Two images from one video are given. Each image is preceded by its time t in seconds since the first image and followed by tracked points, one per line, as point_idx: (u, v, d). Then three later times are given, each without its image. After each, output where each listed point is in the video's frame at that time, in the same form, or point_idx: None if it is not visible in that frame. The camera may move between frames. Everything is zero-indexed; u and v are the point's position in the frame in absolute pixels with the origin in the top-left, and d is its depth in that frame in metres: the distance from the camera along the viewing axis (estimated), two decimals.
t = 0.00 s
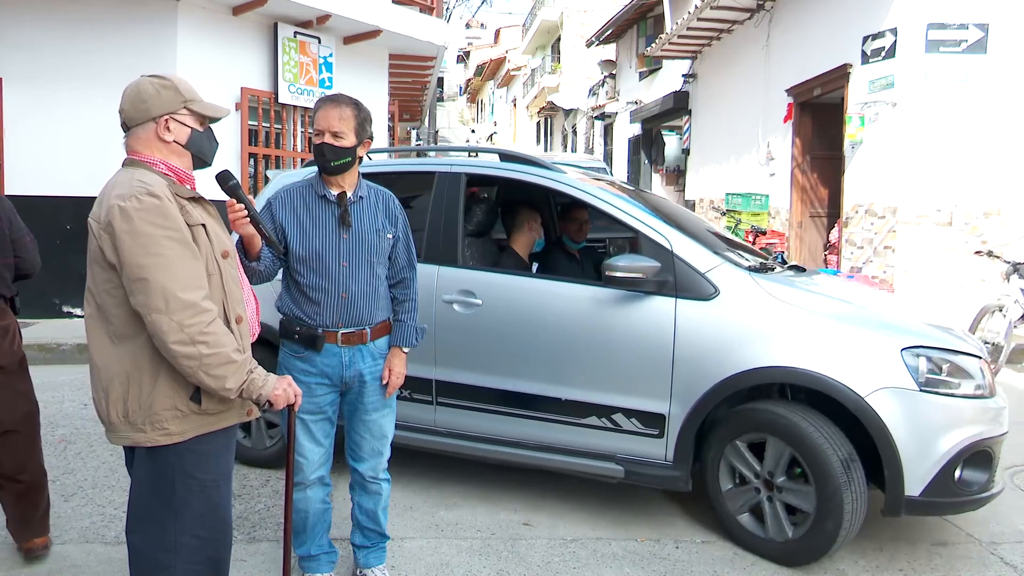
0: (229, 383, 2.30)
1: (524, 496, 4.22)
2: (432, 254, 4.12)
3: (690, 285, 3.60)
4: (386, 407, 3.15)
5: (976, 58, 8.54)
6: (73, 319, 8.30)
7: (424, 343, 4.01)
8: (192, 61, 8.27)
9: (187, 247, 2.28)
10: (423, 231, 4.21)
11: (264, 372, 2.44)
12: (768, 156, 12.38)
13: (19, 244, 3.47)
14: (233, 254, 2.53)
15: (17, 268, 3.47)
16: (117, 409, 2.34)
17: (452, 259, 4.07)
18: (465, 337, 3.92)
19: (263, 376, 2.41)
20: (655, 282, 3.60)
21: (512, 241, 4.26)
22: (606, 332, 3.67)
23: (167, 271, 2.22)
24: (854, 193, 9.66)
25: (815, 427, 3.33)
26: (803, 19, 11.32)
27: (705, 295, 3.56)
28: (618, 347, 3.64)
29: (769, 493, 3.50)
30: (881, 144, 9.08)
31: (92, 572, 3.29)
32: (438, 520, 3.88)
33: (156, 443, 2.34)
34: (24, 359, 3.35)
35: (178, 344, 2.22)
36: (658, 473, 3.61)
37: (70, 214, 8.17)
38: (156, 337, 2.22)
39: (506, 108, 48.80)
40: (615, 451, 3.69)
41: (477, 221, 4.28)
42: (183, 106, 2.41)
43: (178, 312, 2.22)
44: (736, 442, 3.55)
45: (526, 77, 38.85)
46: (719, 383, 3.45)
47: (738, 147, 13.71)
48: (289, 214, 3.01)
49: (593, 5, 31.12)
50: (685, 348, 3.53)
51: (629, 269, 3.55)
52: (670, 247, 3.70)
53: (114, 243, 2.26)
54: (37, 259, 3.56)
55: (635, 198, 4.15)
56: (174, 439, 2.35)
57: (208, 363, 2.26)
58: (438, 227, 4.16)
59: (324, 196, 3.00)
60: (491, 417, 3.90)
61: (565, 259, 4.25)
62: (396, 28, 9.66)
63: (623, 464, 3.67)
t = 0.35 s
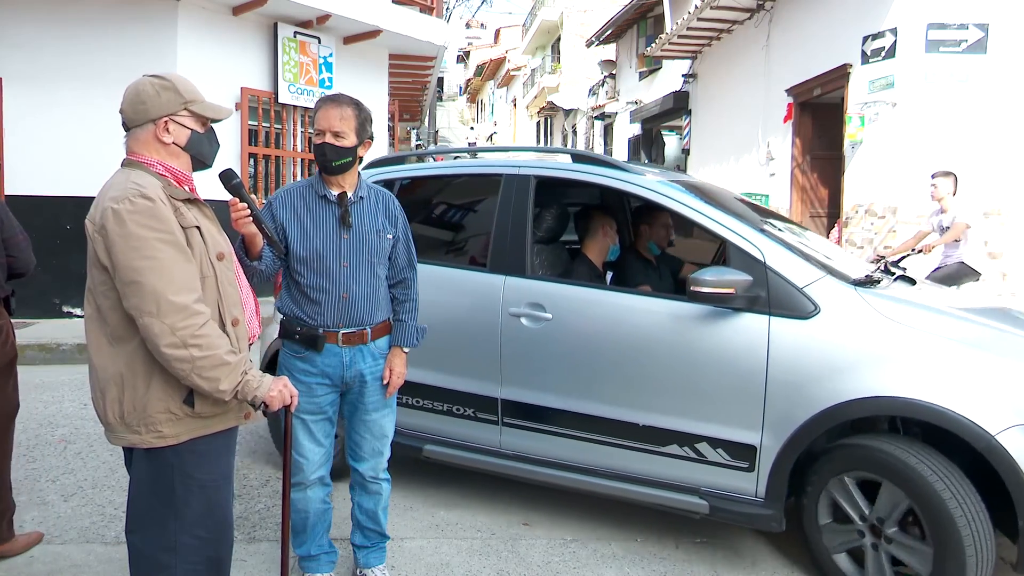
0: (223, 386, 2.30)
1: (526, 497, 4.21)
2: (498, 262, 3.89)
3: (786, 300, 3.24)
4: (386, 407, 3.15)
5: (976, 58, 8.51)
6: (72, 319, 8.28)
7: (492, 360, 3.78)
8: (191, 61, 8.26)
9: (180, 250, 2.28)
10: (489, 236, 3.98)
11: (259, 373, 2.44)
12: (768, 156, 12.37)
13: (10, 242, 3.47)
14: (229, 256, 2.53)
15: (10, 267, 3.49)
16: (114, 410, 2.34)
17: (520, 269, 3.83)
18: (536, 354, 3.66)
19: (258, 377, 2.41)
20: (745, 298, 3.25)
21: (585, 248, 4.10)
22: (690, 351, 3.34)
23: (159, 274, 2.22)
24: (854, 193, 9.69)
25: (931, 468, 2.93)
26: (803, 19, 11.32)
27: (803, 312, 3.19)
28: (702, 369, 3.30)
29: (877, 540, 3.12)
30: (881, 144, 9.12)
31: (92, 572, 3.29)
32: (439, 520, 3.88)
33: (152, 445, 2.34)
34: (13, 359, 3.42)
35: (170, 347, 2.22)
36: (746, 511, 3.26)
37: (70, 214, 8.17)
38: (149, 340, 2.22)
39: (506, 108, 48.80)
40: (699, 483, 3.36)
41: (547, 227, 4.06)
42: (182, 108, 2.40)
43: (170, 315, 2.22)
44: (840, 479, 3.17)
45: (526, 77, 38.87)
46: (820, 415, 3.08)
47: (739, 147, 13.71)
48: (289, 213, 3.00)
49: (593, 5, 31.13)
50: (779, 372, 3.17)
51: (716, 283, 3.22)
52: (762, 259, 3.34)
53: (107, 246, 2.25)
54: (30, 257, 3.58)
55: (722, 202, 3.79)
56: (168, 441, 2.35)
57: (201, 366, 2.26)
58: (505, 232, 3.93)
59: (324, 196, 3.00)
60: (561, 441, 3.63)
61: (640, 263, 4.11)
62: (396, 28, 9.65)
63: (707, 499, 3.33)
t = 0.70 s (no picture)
0: (227, 382, 2.31)
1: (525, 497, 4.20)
2: (574, 271, 3.52)
3: (910, 323, 2.74)
4: (386, 407, 3.15)
5: (976, 58, 8.49)
6: (72, 319, 8.27)
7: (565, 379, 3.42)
8: (191, 61, 8.26)
9: (180, 250, 2.28)
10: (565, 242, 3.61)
11: (263, 373, 2.47)
12: (768, 156, 12.37)
13: (9, 241, 3.47)
14: (229, 256, 2.53)
15: (10, 267, 3.48)
16: (112, 408, 2.34)
17: (600, 279, 3.44)
18: (615, 374, 3.28)
19: (262, 376, 2.44)
20: (861, 319, 2.77)
21: (669, 256, 3.68)
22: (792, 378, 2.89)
23: (160, 274, 2.22)
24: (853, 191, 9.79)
25: None
26: (803, 19, 11.32)
27: (933, 337, 2.69)
28: (807, 398, 2.86)
29: None
30: (881, 144, 9.18)
31: (92, 572, 3.29)
32: (438, 520, 3.88)
33: (149, 444, 2.33)
34: (12, 360, 3.44)
35: (174, 347, 2.22)
36: (858, 562, 2.79)
37: (69, 214, 8.17)
38: (152, 340, 2.22)
39: (506, 108, 48.79)
40: (800, 526, 2.91)
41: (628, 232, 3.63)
42: (175, 103, 2.39)
43: (172, 315, 2.22)
44: (970, 535, 2.64)
45: (526, 77, 38.87)
46: (948, 458, 2.58)
47: (739, 147, 13.70)
48: (289, 213, 2.99)
49: (593, 5, 31.15)
50: (900, 406, 2.68)
51: (827, 303, 2.75)
52: (881, 274, 2.84)
53: (108, 246, 2.25)
54: (30, 256, 3.57)
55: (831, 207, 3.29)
56: (165, 441, 2.35)
57: (206, 364, 2.26)
58: (581, 237, 3.55)
59: (324, 196, 2.99)
60: (641, 471, 3.24)
61: (731, 273, 3.63)
62: (396, 28, 9.65)
63: (812, 546, 2.87)
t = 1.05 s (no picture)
0: (245, 363, 2.34)
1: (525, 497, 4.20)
2: (666, 284, 3.10)
3: None
4: (386, 407, 3.15)
5: (976, 58, 8.47)
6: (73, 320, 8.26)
7: (654, 407, 3.01)
8: (190, 61, 8.26)
9: (183, 247, 2.29)
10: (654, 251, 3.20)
11: (277, 350, 2.52)
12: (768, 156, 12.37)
13: (6, 242, 3.46)
14: (230, 256, 2.53)
15: (7, 266, 3.48)
16: (115, 409, 2.34)
17: (696, 296, 3.01)
18: (713, 404, 2.85)
19: (277, 353, 2.49)
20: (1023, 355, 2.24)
21: (777, 270, 3.11)
22: (928, 420, 2.41)
23: (165, 270, 2.22)
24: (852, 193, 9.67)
25: None
26: (803, 19, 11.32)
27: None
28: (944, 441, 2.37)
29: None
30: (881, 144, 9.11)
31: (92, 572, 3.29)
32: (438, 520, 3.88)
33: (153, 444, 2.33)
34: (10, 360, 3.45)
35: (186, 339, 2.23)
36: None
37: (70, 214, 8.17)
38: (162, 334, 2.23)
39: (506, 108, 48.77)
40: None
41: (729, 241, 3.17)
42: (193, 113, 2.41)
43: (180, 308, 2.22)
44: None
45: (526, 77, 38.87)
46: None
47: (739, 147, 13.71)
48: (289, 213, 2.99)
49: (593, 5, 31.17)
50: None
51: (980, 336, 2.24)
52: None
53: (110, 245, 2.25)
54: (26, 256, 3.56)
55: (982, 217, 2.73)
56: (169, 440, 2.34)
57: (220, 350, 2.29)
58: (673, 246, 3.13)
59: (324, 196, 2.99)
60: (740, 515, 2.80)
61: (847, 287, 2.99)
62: (396, 28, 9.65)
63: None
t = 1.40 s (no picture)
0: (261, 348, 2.36)
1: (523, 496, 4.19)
2: (802, 295, 2.59)
3: None
4: (386, 407, 3.15)
5: (976, 58, 8.47)
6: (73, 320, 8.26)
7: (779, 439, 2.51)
8: (191, 61, 8.25)
9: (192, 245, 2.29)
10: (760, 263, 2.75)
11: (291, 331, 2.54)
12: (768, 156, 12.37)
13: (8, 242, 3.47)
14: (234, 258, 2.53)
15: (9, 268, 3.48)
16: (112, 408, 2.35)
17: (839, 311, 2.49)
18: (851, 441, 2.34)
19: (292, 335, 2.51)
20: None
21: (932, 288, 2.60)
22: None
23: (175, 266, 2.23)
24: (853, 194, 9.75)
25: None
26: (803, 19, 11.32)
27: None
28: None
29: None
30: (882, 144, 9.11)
31: (92, 572, 3.29)
32: (438, 520, 3.87)
33: (150, 443, 2.33)
34: (12, 360, 3.46)
35: (201, 331, 2.24)
36: None
37: (70, 214, 8.18)
38: (174, 327, 2.23)
39: (506, 108, 48.74)
40: None
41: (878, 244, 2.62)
42: (210, 119, 2.43)
43: (193, 301, 2.23)
44: None
45: (526, 77, 38.88)
46: None
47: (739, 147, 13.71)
48: (289, 214, 2.99)
49: (593, 5, 31.17)
50: None
51: None
52: None
53: (118, 242, 2.25)
54: (29, 258, 3.56)
55: None
56: (166, 441, 2.34)
57: (236, 339, 2.29)
58: (809, 251, 2.60)
59: (324, 196, 2.99)
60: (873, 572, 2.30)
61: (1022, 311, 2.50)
62: (396, 28, 9.65)
63: None
